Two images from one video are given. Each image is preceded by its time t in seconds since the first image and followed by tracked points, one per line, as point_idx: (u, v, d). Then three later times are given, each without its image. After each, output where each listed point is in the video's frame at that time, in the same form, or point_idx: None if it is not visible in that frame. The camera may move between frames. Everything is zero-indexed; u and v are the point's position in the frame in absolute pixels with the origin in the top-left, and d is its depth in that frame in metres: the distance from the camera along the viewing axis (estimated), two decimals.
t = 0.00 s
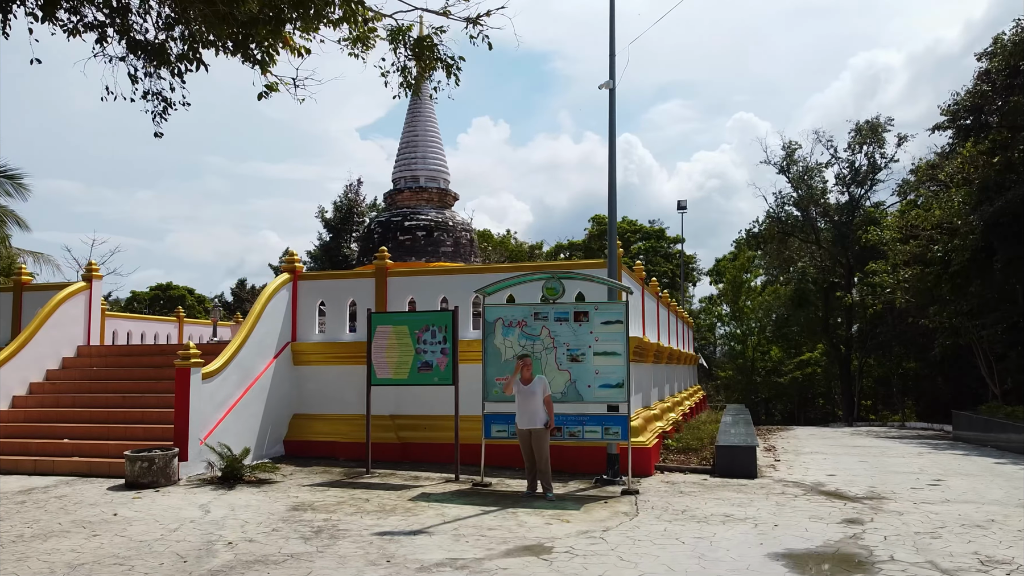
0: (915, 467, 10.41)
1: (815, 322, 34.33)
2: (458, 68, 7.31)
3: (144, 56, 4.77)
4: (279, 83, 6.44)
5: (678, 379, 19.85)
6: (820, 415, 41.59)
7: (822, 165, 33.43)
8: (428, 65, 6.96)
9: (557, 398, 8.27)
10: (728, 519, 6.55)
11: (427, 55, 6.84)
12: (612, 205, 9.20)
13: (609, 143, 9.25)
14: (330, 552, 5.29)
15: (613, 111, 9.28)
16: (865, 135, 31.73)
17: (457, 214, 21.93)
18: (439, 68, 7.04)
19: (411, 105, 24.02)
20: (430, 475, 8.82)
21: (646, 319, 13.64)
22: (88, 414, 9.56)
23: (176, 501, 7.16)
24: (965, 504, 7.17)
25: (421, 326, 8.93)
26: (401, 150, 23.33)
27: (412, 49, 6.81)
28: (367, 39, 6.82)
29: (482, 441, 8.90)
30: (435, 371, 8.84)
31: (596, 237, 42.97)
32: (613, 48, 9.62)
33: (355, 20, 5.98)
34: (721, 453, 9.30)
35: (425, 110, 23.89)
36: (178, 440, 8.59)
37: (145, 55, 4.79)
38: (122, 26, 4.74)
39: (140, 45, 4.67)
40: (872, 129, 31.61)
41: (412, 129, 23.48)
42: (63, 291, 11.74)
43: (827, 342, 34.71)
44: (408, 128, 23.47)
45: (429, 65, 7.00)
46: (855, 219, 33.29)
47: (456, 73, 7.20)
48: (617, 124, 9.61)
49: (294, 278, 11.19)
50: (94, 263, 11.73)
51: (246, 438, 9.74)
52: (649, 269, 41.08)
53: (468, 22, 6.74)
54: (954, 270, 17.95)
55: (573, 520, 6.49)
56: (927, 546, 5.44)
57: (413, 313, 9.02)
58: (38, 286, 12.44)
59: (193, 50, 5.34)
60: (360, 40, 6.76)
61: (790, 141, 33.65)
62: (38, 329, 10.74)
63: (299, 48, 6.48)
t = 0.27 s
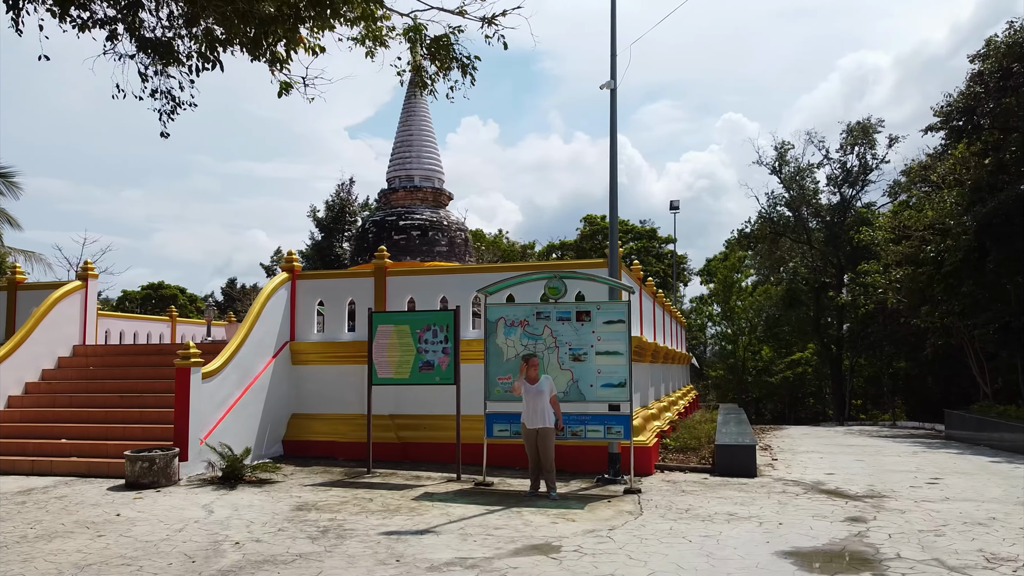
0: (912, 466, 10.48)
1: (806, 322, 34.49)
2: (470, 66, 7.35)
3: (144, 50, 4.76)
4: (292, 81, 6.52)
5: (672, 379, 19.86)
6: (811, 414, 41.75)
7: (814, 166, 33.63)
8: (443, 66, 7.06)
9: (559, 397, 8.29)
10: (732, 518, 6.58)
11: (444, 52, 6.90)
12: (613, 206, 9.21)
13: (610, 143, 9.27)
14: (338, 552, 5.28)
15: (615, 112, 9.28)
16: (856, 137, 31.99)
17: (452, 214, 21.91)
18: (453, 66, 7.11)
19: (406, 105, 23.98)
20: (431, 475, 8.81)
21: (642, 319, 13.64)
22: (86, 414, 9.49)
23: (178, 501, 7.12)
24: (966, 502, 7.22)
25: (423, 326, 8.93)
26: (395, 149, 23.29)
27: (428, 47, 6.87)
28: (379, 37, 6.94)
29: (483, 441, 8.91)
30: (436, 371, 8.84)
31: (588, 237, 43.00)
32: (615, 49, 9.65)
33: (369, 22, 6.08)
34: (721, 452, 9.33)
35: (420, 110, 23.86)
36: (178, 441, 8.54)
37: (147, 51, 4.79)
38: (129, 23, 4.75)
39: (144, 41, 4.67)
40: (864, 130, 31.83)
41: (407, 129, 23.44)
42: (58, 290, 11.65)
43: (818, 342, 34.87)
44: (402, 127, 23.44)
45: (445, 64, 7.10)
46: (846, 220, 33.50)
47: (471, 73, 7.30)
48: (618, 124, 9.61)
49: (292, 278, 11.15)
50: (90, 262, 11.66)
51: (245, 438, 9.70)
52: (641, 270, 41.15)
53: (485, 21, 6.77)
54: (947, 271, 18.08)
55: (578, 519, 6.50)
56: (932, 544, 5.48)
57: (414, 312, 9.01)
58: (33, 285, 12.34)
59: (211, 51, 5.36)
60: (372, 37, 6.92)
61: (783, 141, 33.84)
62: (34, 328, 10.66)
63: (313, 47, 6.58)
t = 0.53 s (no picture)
0: (909, 465, 10.56)
1: (798, 322, 34.66)
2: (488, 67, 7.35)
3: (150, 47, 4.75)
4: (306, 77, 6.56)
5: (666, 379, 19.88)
6: (801, 414, 41.95)
7: (806, 167, 33.81)
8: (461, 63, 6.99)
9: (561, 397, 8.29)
10: (737, 517, 6.61)
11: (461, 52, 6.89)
12: (615, 205, 9.23)
13: (611, 143, 9.29)
14: (348, 552, 5.27)
15: (616, 112, 9.31)
16: (848, 138, 32.18)
17: (447, 214, 21.88)
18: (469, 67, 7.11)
19: (400, 104, 23.93)
20: (433, 475, 8.79)
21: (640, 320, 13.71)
22: (84, 414, 9.42)
23: (181, 501, 7.08)
24: (966, 500, 7.29)
25: (425, 325, 8.92)
26: (390, 149, 23.25)
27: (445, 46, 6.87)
28: (387, 36, 7.13)
29: (485, 440, 8.89)
30: (438, 370, 8.83)
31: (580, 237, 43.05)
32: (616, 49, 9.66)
33: (385, 22, 6.17)
34: (721, 451, 9.36)
35: (415, 109, 23.83)
36: (179, 441, 8.50)
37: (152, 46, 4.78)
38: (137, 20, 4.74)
39: (154, 39, 4.71)
40: (856, 131, 32.04)
41: (401, 128, 23.40)
42: (54, 290, 11.56)
43: (810, 341, 35.04)
44: (397, 127, 23.41)
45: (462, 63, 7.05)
46: (838, 221, 33.69)
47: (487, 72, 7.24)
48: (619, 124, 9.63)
49: (291, 277, 11.10)
50: (87, 261, 11.58)
51: (245, 438, 9.66)
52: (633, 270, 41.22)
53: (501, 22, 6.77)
54: (940, 271, 18.22)
55: (584, 518, 6.51)
56: (938, 542, 5.53)
57: (416, 312, 9.00)
58: (27, 285, 12.23)
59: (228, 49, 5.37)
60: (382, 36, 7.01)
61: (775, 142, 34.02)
62: (30, 327, 10.57)
63: (328, 45, 6.68)
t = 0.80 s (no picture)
0: (902, 465, 10.67)
1: (787, 323, 34.87)
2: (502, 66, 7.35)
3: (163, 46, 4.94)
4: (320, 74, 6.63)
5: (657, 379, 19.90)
6: (789, 414, 42.21)
7: (795, 168, 34.04)
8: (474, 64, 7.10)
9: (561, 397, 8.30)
10: (738, 516, 6.65)
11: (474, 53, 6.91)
12: (614, 207, 9.26)
13: (610, 144, 9.31)
14: (354, 553, 5.25)
15: (616, 113, 9.37)
16: (837, 139, 32.44)
17: (440, 214, 21.85)
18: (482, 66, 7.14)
19: (392, 104, 23.87)
20: (432, 475, 8.77)
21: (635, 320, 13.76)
22: (78, 415, 9.34)
23: (180, 503, 7.03)
24: (962, 500, 7.38)
25: (424, 326, 8.90)
26: (382, 148, 23.18)
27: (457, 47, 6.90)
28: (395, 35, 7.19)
29: (484, 441, 8.89)
30: (437, 371, 8.82)
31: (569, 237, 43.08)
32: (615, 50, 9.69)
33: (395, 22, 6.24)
34: (718, 451, 9.41)
35: (407, 109, 23.78)
36: (177, 441, 8.44)
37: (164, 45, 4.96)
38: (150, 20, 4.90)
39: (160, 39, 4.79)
40: (845, 133, 32.30)
41: (394, 128, 23.34)
42: (47, 289, 11.46)
43: (798, 342, 35.26)
44: (389, 126, 23.35)
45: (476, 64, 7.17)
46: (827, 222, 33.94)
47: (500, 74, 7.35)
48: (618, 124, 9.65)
49: (287, 277, 11.04)
50: (80, 261, 11.48)
51: (242, 438, 9.61)
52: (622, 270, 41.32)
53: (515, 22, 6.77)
54: (929, 273, 18.46)
55: (587, 518, 6.53)
56: (938, 541, 5.60)
57: (415, 312, 8.98)
58: (18, 284, 12.10)
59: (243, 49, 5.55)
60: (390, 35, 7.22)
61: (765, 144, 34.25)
62: (23, 327, 10.46)
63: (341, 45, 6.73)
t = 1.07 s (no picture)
0: (890, 464, 10.81)
1: (771, 323, 35.18)
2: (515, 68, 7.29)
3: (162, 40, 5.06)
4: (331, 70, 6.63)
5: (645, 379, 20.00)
6: (772, 414, 42.58)
7: (780, 170, 34.35)
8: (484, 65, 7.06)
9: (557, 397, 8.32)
10: (736, 515, 6.71)
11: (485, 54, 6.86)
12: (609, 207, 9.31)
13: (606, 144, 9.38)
14: (357, 553, 5.23)
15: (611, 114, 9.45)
16: (822, 141, 32.76)
17: (428, 213, 21.81)
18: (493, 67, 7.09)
19: (381, 103, 23.79)
20: (427, 475, 8.75)
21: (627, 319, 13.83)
22: (67, 415, 9.25)
23: (176, 504, 6.97)
24: (953, 498, 7.50)
25: (420, 325, 8.89)
26: (370, 147, 23.09)
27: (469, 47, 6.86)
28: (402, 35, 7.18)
29: (479, 440, 8.89)
30: (433, 370, 8.81)
31: (555, 238, 43.15)
32: (610, 53, 9.79)
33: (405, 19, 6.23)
34: (711, 450, 9.48)
35: (395, 108, 23.71)
36: (169, 442, 8.38)
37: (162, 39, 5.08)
38: (149, 19, 5.03)
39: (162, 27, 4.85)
40: (829, 136, 32.65)
41: (381, 128, 23.26)
42: (34, 288, 11.32)
43: (782, 341, 35.60)
44: (377, 125, 23.27)
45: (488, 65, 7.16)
46: (811, 223, 34.28)
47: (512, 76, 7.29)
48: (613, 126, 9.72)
49: (279, 276, 10.97)
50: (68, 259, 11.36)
51: (234, 439, 9.54)
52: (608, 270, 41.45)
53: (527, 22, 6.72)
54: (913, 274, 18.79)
55: (586, 518, 6.55)
56: (934, 538, 5.69)
57: (410, 312, 8.97)
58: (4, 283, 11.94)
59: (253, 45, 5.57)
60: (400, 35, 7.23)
61: (750, 145, 34.55)
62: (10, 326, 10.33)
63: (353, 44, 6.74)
